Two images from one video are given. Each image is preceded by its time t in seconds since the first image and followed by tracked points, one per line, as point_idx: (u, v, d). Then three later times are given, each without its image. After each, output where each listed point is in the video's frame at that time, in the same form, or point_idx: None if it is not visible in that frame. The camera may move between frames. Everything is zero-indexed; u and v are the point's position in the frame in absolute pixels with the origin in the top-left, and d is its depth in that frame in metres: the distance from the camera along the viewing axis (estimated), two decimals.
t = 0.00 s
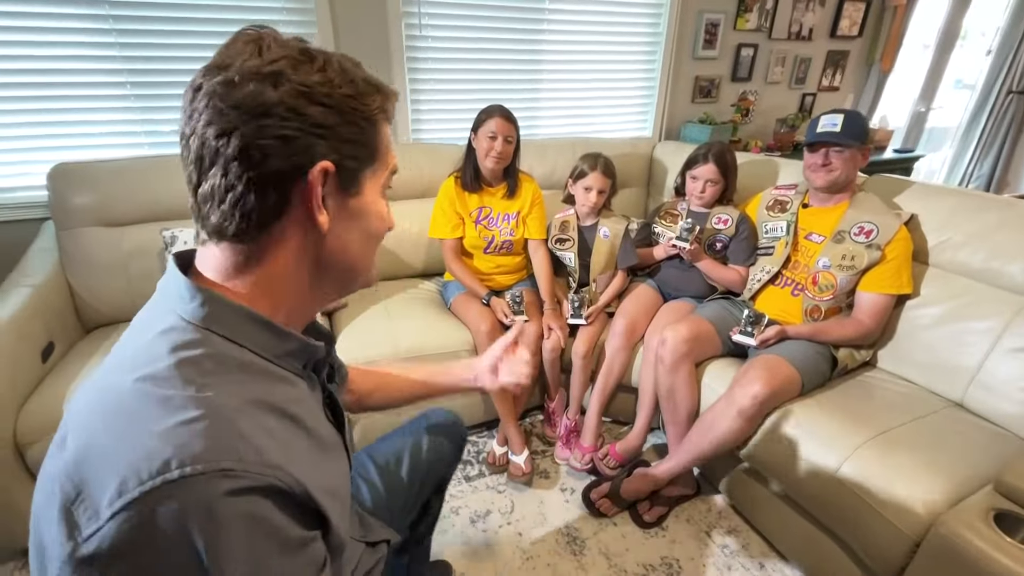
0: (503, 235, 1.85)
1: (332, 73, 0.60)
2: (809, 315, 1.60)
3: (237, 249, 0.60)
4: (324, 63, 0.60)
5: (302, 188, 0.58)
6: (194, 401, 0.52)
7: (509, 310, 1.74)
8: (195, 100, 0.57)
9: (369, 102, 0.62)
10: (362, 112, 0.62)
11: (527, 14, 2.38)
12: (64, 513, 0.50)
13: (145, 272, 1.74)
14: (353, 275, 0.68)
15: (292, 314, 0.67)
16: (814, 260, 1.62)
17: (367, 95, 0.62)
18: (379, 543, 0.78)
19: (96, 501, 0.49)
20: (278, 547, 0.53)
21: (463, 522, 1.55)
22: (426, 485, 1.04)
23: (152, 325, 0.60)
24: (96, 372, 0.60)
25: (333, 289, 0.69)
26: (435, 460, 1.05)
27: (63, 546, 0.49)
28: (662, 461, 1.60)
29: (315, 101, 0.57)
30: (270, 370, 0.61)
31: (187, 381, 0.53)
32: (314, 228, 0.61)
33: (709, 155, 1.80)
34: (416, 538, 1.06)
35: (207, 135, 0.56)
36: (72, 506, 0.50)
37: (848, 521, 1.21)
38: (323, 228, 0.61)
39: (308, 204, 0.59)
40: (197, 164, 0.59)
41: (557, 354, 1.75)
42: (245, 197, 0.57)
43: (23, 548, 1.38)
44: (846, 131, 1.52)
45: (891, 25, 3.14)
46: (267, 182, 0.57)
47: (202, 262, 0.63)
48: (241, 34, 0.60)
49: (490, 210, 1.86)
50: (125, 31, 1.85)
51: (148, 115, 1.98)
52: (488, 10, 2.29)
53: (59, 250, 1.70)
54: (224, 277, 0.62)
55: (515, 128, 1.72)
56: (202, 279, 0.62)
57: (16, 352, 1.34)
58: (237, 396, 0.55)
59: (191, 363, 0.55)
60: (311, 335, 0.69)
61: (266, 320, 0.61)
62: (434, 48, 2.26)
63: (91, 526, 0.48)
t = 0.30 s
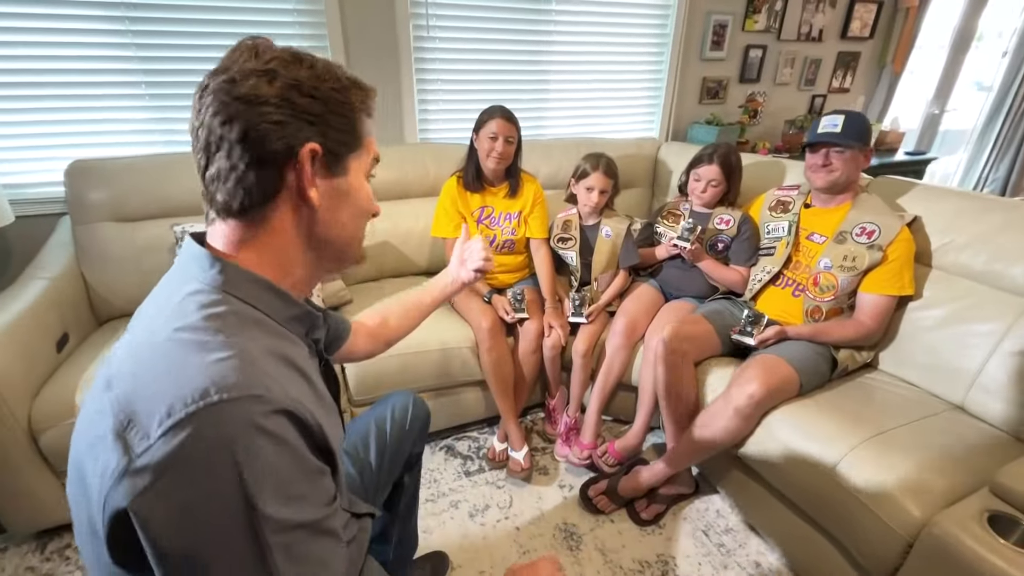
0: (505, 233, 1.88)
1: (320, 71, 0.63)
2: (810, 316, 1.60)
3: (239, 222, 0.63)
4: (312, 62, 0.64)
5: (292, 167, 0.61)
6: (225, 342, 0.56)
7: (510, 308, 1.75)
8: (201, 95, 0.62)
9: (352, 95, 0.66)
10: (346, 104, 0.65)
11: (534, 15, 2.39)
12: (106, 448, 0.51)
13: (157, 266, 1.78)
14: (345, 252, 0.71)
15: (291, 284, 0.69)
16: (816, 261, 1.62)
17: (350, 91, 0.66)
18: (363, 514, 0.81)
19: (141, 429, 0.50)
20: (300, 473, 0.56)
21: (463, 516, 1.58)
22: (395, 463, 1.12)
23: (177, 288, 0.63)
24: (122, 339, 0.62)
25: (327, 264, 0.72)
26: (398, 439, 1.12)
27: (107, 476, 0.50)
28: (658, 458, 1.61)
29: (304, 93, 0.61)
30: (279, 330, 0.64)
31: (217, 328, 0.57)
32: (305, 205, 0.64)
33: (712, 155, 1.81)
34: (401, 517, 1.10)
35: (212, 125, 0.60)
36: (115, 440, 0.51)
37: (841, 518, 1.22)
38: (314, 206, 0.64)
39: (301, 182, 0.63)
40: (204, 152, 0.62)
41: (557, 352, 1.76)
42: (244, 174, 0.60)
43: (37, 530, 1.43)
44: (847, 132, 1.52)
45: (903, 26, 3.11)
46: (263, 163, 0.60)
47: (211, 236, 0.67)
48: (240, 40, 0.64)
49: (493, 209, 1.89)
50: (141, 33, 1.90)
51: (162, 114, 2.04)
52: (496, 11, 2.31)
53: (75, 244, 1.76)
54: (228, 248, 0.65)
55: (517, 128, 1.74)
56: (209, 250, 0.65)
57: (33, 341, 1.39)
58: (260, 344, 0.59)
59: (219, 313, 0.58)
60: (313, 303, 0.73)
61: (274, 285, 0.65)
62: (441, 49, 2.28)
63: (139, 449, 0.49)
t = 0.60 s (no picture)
0: (507, 232, 1.90)
1: (278, 54, 0.64)
2: (811, 316, 1.60)
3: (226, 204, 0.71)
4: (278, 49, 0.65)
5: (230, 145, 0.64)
6: (200, 302, 0.59)
7: (512, 305, 1.77)
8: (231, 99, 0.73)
9: (292, 72, 0.63)
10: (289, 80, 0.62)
11: (541, 17, 2.41)
12: (86, 394, 0.54)
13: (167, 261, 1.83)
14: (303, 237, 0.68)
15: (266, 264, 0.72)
16: (817, 261, 1.62)
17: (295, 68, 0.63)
18: (360, 499, 0.89)
19: (114, 375, 0.53)
20: (265, 425, 0.57)
21: (462, 510, 1.60)
22: (398, 455, 1.15)
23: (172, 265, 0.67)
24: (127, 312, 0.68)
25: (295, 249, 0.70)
26: (403, 430, 1.16)
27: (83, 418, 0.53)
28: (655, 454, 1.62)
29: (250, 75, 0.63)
30: (264, 300, 0.67)
31: (193, 290, 0.61)
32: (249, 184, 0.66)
33: (715, 155, 1.82)
34: (402, 506, 1.13)
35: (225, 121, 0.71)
36: (94, 386, 0.54)
37: (836, 516, 1.22)
38: (250, 183, 0.65)
39: (235, 159, 0.64)
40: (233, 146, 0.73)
41: (558, 350, 1.77)
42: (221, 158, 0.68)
43: (48, 515, 1.47)
44: (848, 133, 1.52)
45: (915, 28, 3.08)
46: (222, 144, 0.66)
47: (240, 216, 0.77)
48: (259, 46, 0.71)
49: (495, 208, 1.91)
50: (155, 33, 1.95)
51: (176, 113, 2.09)
52: (503, 13, 2.34)
53: (90, 239, 1.81)
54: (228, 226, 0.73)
55: (517, 128, 1.76)
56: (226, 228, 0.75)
57: (47, 331, 1.43)
58: (235, 307, 0.62)
59: (201, 278, 0.62)
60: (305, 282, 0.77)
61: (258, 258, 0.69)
62: (448, 50, 2.31)
63: (113, 389, 0.52)
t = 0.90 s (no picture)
0: (514, 232, 1.93)
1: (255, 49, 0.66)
2: (818, 318, 1.60)
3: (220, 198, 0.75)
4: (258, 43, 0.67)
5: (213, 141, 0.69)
6: (164, 299, 0.62)
7: (518, 305, 1.80)
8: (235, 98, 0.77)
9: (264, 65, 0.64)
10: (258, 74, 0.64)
11: (552, 20, 2.43)
12: (61, 390, 0.58)
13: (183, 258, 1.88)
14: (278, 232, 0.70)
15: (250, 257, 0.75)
16: (824, 263, 1.61)
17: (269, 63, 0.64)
18: (359, 493, 0.92)
19: (82, 371, 0.57)
20: (224, 414, 0.59)
21: (466, 506, 1.62)
22: (412, 456, 1.15)
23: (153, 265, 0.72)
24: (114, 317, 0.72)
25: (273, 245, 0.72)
26: (421, 432, 1.16)
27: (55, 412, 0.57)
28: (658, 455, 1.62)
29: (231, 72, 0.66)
30: (243, 294, 0.70)
31: (159, 289, 0.64)
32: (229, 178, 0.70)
33: (723, 156, 1.82)
34: (414, 507, 1.15)
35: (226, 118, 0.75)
36: (67, 382, 0.59)
37: (835, 517, 1.22)
38: (228, 178, 0.69)
39: (216, 153, 0.69)
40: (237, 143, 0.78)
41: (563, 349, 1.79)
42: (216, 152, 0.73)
43: (66, 502, 1.52)
44: (854, 135, 1.51)
45: (931, 29, 3.04)
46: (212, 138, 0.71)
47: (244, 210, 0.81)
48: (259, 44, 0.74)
49: (503, 208, 1.94)
50: (175, 37, 2.01)
51: (194, 114, 2.15)
52: (514, 16, 2.36)
53: (110, 236, 1.87)
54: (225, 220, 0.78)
55: (524, 129, 1.79)
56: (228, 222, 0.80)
57: (68, 325, 1.49)
58: (200, 302, 0.64)
59: (169, 278, 0.66)
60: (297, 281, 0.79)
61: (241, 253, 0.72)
62: (459, 53, 2.34)
63: (80, 382, 0.56)
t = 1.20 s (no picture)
0: (521, 232, 1.95)
1: (288, 60, 0.65)
2: (823, 320, 1.60)
3: (229, 210, 0.70)
4: (282, 51, 0.65)
5: (251, 158, 0.64)
6: (208, 322, 0.63)
7: (524, 304, 1.81)
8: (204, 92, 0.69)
9: (318, 82, 0.65)
10: (314, 90, 0.65)
11: (560, 21, 2.45)
12: (105, 407, 0.59)
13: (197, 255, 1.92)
14: (328, 239, 0.73)
15: (279, 268, 0.74)
16: (831, 265, 1.61)
17: (321, 78, 0.66)
18: (369, 488, 0.94)
19: (133, 394, 0.58)
20: (272, 440, 0.62)
21: (470, 502, 1.63)
22: (419, 456, 1.14)
23: (178, 272, 0.71)
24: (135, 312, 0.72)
25: (314, 251, 0.75)
26: (430, 434, 1.15)
27: (104, 431, 0.58)
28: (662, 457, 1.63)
29: (266, 84, 0.63)
30: (268, 307, 0.71)
31: (198, 309, 0.64)
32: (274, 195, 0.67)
33: (729, 156, 1.82)
34: (421, 509, 1.17)
35: (206, 118, 0.67)
36: (111, 399, 0.59)
37: (837, 519, 1.23)
38: (280, 195, 0.67)
39: (261, 171, 0.65)
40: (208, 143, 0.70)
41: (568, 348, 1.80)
42: (223, 164, 0.66)
43: (82, 491, 1.56)
44: (861, 137, 1.51)
45: (945, 30, 3.01)
46: (231, 152, 0.64)
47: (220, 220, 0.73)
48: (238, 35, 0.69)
49: (511, 208, 1.96)
50: (191, 39, 2.05)
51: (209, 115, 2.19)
52: (523, 18, 2.38)
53: (126, 233, 1.91)
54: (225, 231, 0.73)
55: (534, 130, 1.82)
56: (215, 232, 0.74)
57: (86, 319, 1.53)
58: (244, 324, 0.66)
59: (207, 295, 0.66)
60: (308, 285, 0.79)
61: (268, 268, 0.72)
62: (468, 54, 2.37)
63: (131, 410, 0.58)
